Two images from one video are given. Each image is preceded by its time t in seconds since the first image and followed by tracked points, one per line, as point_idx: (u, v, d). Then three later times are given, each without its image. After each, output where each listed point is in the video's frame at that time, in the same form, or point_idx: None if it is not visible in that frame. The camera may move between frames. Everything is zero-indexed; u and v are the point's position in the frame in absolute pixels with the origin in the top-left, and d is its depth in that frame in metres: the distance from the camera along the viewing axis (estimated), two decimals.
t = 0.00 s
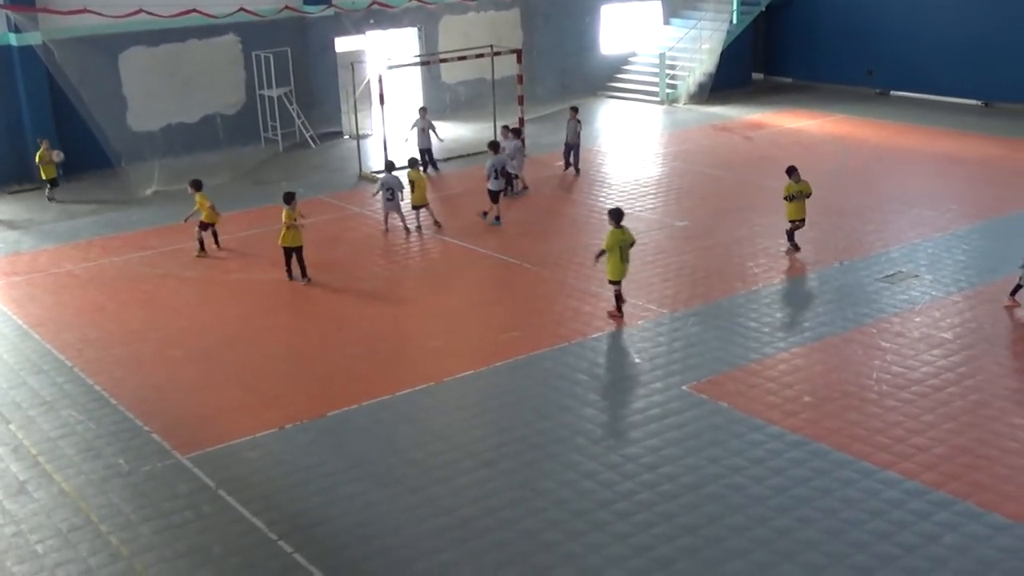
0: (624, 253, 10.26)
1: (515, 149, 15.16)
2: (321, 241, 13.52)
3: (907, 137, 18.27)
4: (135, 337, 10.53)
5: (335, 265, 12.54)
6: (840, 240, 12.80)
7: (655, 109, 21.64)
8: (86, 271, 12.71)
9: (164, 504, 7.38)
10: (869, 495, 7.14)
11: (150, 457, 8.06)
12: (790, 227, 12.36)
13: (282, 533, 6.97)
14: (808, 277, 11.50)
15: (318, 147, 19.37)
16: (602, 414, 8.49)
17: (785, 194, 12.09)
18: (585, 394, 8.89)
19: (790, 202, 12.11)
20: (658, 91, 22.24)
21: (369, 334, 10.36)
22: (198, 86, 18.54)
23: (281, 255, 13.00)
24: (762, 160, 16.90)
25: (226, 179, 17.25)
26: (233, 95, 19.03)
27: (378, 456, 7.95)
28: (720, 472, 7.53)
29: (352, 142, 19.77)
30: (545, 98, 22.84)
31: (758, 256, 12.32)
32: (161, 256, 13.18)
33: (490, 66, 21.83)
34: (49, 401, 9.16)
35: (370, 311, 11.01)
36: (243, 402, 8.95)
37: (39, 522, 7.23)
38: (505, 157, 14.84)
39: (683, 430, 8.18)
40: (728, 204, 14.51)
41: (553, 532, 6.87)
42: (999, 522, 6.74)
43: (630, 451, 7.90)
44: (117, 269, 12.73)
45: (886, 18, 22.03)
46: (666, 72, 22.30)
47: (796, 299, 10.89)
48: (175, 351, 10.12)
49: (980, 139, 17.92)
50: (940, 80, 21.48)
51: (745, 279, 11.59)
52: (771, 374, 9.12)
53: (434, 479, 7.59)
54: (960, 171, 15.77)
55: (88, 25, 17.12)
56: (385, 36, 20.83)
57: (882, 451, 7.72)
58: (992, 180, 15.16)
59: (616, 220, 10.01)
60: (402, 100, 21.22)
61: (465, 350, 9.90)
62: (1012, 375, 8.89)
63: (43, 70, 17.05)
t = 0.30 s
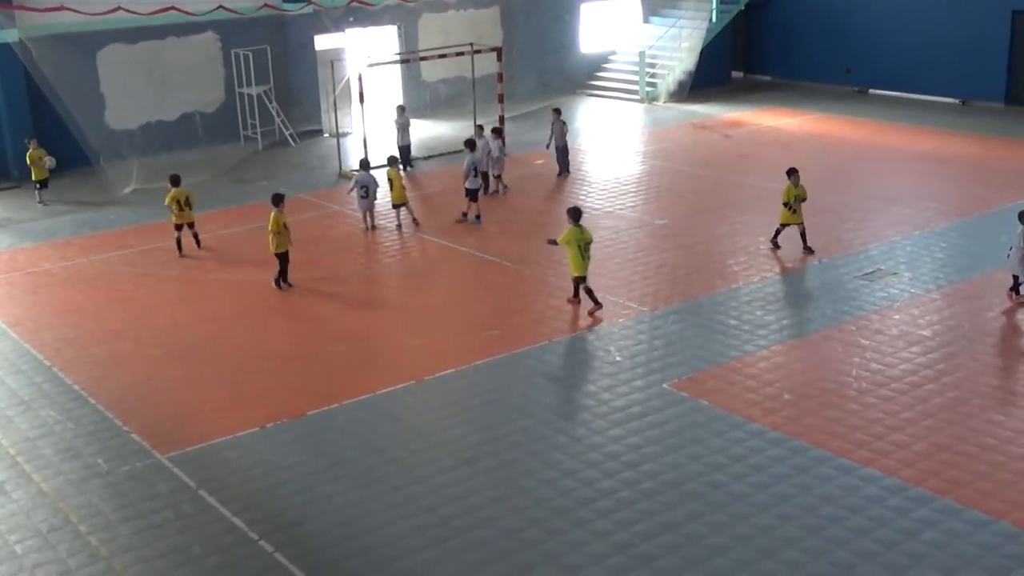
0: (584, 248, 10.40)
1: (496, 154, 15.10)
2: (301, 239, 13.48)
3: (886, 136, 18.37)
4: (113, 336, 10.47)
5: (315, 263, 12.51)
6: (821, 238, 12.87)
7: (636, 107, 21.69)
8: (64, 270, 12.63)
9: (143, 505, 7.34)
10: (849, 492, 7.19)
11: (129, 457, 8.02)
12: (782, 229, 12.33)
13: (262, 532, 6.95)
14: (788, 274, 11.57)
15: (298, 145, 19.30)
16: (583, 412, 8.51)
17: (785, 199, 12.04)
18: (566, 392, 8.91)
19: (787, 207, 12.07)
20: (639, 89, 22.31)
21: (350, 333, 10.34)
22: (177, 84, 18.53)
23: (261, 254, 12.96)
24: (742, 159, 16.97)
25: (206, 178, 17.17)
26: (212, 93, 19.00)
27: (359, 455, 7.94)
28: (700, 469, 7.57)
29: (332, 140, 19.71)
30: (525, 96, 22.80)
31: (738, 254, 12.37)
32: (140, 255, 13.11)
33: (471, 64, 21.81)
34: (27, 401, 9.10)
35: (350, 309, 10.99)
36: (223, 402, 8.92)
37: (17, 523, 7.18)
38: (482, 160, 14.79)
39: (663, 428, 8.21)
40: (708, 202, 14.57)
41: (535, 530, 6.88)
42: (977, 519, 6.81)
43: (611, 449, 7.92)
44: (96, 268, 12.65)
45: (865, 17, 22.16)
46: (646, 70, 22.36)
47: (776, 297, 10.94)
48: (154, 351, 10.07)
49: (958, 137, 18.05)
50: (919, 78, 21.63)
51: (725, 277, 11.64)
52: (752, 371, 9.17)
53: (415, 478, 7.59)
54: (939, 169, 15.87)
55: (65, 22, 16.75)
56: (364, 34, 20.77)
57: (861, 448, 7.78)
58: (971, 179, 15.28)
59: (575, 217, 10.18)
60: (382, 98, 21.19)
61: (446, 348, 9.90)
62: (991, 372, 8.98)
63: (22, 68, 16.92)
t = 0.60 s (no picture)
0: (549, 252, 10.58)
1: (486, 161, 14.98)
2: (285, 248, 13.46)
3: (868, 144, 18.49)
4: (96, 346, 10.41)
5: (299, 273, 12.48)
6: (804, 246, 12.93)
7: (619, 116, 21.77)
8: (47, 280, 12.57)
9: (127, 516, 7.30)
10: (833, 499, 7.22)
11: (113, 468, 7.98)
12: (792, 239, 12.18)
13: (246, 542, 6.93)
14: (772, 282, 11.63)
15: (282, 154, 19.28)
16: (568, 421, 8.52)
17: (784, 207, 11.93)
18: (551, 401, 8.91)
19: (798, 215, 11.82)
20: (623, 98, 22.73)
21: (336, 342, 10.33)
22: (160, 93, 18.49)
23: (245, 263, 12.92)
24: (726, 167, 17.05)
25: (190, 188, 17.13)
26: (196, 102, 19.02)
27: (344, 465, 7.92)
28: (685, 477, 7.59)
29: (316, 149, 19.69)
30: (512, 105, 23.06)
31: (722, 262, 12.42)
32: (124, 265, 13.06)
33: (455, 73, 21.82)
34: (10, 412, 9.04)
35: (335, 319, 10.96)
36: (207, 412, 8.88)
37: None
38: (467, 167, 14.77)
39: (647, 436, 8.23)
40: (693, 210, 14.62)
41: (520, 539, 6.88)
42: (961, 525, 6.84)
43: (596, 457, 7.93)
44: (79, 278, 12.60)
45: (847, 25, 22.30)
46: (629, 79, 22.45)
47: (760, 304, 10.99)
48: (138, 361, 10.02)
49: (940, 145, 18.18)
50: (900, 86, 21.78)
51: (710, 284, 11.68)
52: (737, 379, 9.20)
53: (401, 487, 7.58)
54: (920, 177, 15.98)
55: (48, 31, 17.04)
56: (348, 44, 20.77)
57: (845, 456, 7.81)
58: (953, 186, 15.39)
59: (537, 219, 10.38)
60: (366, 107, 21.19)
61: (430, 358, 9.89)
62: (974, 379, 9.03)
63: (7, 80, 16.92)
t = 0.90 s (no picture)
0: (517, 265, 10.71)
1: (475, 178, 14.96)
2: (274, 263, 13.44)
3: (855, 157, 18.59)
4: (84, 362, 10.36)
5: (288, 288, 12.46)
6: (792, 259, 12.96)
7: (607, 130, 21.83)
8: (35, 295, 12.52)
9: (115, 532, 7.26)
10: (823, 512, 7.23)
11: (100, 484, 7.94)
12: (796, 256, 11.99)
13: (234, 558, 6.90)
14: (761, 296, 11.66)
15: (271, 169, 19.28)
16: (557, 435, 8.51)
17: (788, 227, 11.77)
18: (541, 415, 8.90)
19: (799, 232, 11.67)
20: (611, 113, 22.48)
21: (324, 357, 10.31)
22: (148, 109, 18.40)
23: (234, 279, 12.90)
24: (714, 181, 17.12)
25: (178, 203, 17.11)
26: (184, 116, 18.86)
27: (333, 480, 7.89)
28: (675, 491, 7.59)
29: (304, 164, 19.69)
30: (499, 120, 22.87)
31: (711, 276, 12.46)
32: (111, 280, 13.01)
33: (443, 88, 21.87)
34: None
35: (324, 333, 10.94)
36: (196, 428, 8.84)
37: None
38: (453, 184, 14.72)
39: (637, 450, 8.23)
40: (681, 224, 14.67)
41: (510, 554, 6.86)
42: (950, 538, 6.86)
43: (585, 471, 7.93)
44: (67, 293, 12.55)
45: (834, 40, 22.43)
46: (618, 93, 22.52)
47: (749, 318, 11.02)
48: (126, 376, 9.98)
49: (926, 158, 18.29)
50: (887, 101, 21.92)
51: (698, 298, 11.71)
52: (726, 393, 9.21)
53: (391, 502, 7.56)
54: (907, 190, 16.08)
55: (36, 47, 17.01)
56: (336, 59, 20.79)
57: (834, 469, 7.83)
58: (940, 199, 15.48)
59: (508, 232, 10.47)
60: (355, 122, 21.20)
61: (419, 372, 9.88)
62: (964, 392, 9.06)
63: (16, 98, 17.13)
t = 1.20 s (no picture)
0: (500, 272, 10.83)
1: (466, 188, 14.99)
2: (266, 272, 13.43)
3: (846, 165, 18.66)
4: (75, 371, 10.33)
5: (280, 296, 12.44)
6: (784, 267, 12.99)
7: (599, 138, 21.87)
8: (26, 304, 12.48)
9: (106, 542, 7.23)
10: (816, 520, 7.23)
11: (92, 494, 7.91)
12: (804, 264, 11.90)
13: (226, 568, 6.88)
14: (753, 304, 11.68)
15: (263, 178, 19.26)
16: (550, 443, 8.51)
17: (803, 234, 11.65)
18: (533, 424, 8.90)
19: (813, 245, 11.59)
20: (603, 121, 22.49)
21: (316, 366, 10.29)
22: (140, 117, 18.39)
23: (225, 287, 12.88)
24: (705, 189, 17.16)
25: (170, 211, 17.09)
26: (176, 124, 18.84)
27: (326, 489, 7.88)
28: (667, 499, 7.59)
29: (296, 173, 19.68)
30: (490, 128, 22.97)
31: (702, 284, 12.48)
32: (103, 289, 12.98)
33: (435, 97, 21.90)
34: None
35: (316, 342, 10.93)
36: (188, 437, 8.81)
37: None
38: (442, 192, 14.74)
39: (629, 458, 8.23)
40: (673, 232, 14.70)
41: (502, 562, 6.86)
42: (942, 545, 6.87)
43: (578, 479, 7.92)
44: (58, 302, 12.52)
45: (825, 49, 22.50)
46: (610, 102, 22.54)
47: (741, 326, 11.04)
48: (117, 385, 9.95)
49: (917, 166, 18.36)
50: (878, 109, 22.00)
51: (690, 306, 11.73)
52: (719, 401, 9.22)
53: (384, 511, 7.54)
54: (898, 198, 16.14)
55: (26, 56, 17.04)
56: (329, 67, 20.74)
57: (827, 476, 7.84)
58: (931, 207, 15.54)
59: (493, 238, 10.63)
60: (347, 130, 21.20)
61: (411, 381, 9.87)
62: (956, 399, 9.09)
63: (7, 105, 17.11)
